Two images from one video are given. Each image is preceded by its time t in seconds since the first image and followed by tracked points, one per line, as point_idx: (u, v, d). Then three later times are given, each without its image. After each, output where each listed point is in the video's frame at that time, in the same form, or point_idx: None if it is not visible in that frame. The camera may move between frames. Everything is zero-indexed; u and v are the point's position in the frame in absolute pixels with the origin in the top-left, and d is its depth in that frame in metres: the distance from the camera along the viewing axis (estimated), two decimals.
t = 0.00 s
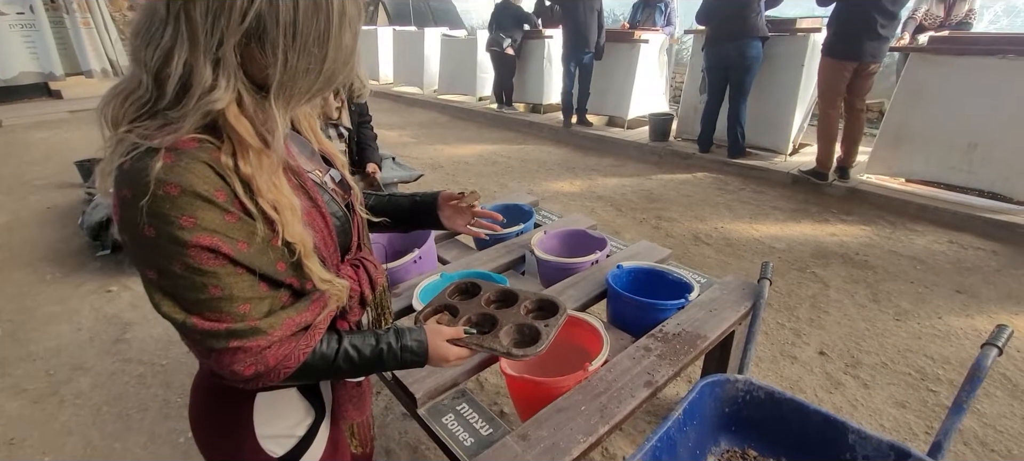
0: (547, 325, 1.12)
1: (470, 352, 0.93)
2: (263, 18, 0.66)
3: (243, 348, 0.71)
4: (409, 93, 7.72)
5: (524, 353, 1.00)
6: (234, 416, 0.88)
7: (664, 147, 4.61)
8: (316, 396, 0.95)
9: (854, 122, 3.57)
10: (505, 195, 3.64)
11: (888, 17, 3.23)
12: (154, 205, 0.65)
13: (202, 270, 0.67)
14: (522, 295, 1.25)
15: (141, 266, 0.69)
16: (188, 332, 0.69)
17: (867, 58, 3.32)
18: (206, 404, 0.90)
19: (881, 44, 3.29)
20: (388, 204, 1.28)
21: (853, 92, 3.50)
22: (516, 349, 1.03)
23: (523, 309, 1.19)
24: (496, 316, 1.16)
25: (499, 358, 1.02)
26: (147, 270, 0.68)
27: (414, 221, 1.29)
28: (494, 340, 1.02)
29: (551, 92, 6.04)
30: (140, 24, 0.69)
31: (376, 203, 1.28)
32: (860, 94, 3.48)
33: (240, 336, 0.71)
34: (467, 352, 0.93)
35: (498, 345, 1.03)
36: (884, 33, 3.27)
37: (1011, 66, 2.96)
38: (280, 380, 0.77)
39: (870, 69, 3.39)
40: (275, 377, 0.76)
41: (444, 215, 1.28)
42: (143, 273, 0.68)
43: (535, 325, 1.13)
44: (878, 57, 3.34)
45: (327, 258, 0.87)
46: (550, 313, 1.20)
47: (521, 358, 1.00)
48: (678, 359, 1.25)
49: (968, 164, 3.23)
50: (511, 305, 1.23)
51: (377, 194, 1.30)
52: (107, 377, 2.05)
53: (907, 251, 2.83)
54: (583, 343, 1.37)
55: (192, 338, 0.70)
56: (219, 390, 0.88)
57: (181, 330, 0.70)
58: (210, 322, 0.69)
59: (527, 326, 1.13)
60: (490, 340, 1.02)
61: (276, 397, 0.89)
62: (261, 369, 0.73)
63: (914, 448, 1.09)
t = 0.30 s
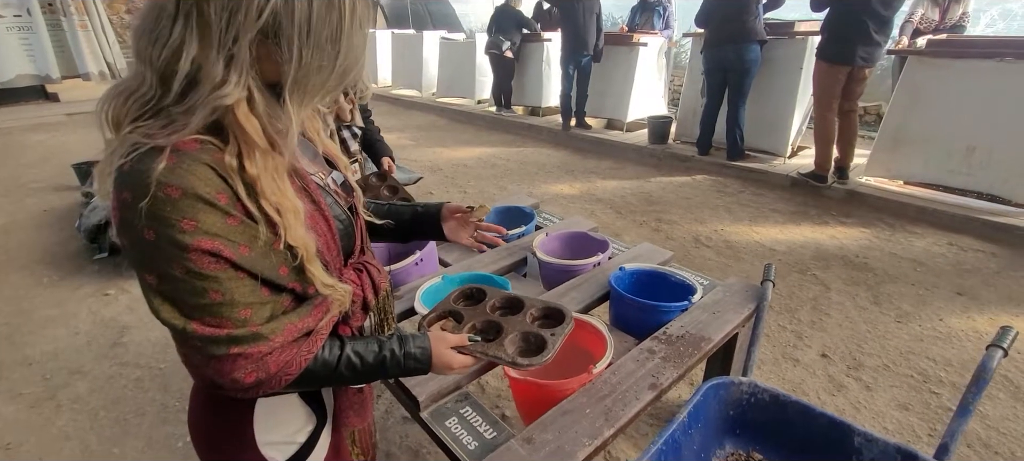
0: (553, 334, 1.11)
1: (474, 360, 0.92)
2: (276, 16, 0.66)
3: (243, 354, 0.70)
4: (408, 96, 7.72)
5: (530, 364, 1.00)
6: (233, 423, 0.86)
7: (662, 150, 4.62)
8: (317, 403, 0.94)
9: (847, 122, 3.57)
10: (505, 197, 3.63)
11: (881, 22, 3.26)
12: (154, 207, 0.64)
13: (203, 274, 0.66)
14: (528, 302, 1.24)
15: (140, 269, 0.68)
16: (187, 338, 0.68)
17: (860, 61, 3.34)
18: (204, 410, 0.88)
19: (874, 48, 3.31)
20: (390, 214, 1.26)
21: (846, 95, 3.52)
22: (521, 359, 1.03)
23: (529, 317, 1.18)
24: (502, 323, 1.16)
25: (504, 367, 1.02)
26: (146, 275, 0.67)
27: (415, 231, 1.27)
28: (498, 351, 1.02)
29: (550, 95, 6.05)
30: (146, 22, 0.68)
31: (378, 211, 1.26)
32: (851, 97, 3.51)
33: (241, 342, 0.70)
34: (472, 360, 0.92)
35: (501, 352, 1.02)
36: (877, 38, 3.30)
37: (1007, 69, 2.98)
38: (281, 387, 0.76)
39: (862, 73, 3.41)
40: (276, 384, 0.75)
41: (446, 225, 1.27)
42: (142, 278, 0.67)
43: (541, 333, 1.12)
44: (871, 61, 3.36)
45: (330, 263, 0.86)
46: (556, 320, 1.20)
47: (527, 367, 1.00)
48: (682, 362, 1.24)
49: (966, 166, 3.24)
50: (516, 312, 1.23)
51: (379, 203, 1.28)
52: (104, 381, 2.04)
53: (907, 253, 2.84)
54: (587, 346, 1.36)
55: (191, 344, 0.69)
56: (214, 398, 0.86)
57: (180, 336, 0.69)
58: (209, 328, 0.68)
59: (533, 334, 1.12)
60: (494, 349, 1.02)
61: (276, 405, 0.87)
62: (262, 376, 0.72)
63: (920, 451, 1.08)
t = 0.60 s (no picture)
0: (558, 345, 1.10)
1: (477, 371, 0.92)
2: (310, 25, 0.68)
3: (249, 370, 0.69)
4: (407, 99, 7.71)
5: (535, 374, 0.99)
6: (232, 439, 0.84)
7: (662, 154, 4.62)
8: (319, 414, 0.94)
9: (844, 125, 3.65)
10: (506, 201, 3.63)
11: (878, 26, 3.27)
12: (159, 221, 0.63)
13: (209, 288, 0.66)
14: (531, 313, 1.22)
15: (142, 285, 0.66)
16: (190, 354, 0.67)
17: (858, 65, 3.35)
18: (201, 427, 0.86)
19: (872, 52, 3.33)
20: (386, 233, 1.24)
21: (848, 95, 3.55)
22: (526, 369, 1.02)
23: (532, 327, 1.18)
24: (506, 333, 1.15)
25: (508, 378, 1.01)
26: (149, 291, 0.65)
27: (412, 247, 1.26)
28: (503, 360, 1.02)
29: (549, 98, 6.06)
30: (165, 31, 0.68)
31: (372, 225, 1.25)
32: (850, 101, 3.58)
33: (247, 357, 0.69)
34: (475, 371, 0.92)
35: (506, 363, 1.01)
36: (875, 42, 3.31)
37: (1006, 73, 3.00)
38: (286, 401, 0.75)
39: (861, 76, 3.43)
40: (282, 398, 0.74)
41: (443, 242, 1.27)
42: (144, 294, 0.66)
43: (546, 344, 1.11)
44: (870, 65, 3.37)
45: (335, 273, 0.86)
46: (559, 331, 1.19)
47: (531, 378, 0.99)
48: (687, 369, 1.24)
49: (966, 170, 3.25)
50: (519, 322, 1.22)
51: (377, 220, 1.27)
52: (103, 387, 2.02)
53: (908, 257, 2.84)
54: (591, 353, 1.35)
55: (195, 361, 0.68)
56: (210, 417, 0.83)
57: (183, 353, 0.67)
58: (213, 344, 0.67)
59: (537, 345, 1.11)
60: (499, 360, 1.01)
61: (283, 417, 0.88)
62: (268, 391, 0.72)
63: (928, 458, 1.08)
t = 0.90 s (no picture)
0: (552, 342, 1.11)
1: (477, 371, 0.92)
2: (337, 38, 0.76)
3: (252, 379, 0.69)
4: (405, 103, 7.72)
5: (533, 372, 0.99)
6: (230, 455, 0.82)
7: (660, 158, 4.62)
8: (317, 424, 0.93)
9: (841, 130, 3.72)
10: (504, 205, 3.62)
11: (876, 30, 3.29)
12: (163, 230, 0.62)
13: (214, 297, 0.65)
14: (523, 313, 1.22)
15: (141, 299, 0.64)
16: (193, 367, 0.66)
17: (857, 68, 3.36)
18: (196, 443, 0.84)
19: (870, 56, 3.35)
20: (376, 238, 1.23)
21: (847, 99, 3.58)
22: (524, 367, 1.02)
23: (525, 327, 1.17)
24: (501, 333, 1.14)
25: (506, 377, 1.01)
26: (150, 304, 0.64)
27: (403, 253, 1.26)
28: (501, 359, 1.01)
29: (548, 102, 6.06)
30: (178, 41, 0.69)
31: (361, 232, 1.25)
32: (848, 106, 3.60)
33: (252, 367, 0.69)
34: (475, 371, 0.92)
35: (503, 362, 1.01)
36: (873, 46, 3.33)
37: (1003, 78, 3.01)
38: (290, 410, 0.75)
39: (858, 79, 3.44)
40: (287, 408, 0.74)
41: (432, 246, 1.27)
42: (144, 306, 0.64)
43: (540, 342, 1.11)
44: (868, 69, 3.38)
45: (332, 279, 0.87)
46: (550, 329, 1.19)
47: (530, 376, 1.00)
48: (687, 375, 1.23)
49: (963, 175, 3.26)
50: (512, 322, 1.21)
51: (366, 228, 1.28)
52: (99, 393, 2.01)
53: (907, 261, 2.84)
54: (589, 359, 1.35)
55: (199, 374, 0.66)
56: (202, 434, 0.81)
57: (185, 366, 0.66)
58: (218, 354, 0.66)
59: (532, 344, 1.11)
60: (496, 360, 1.01)
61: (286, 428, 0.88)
62: (273, 401, 0.71)
63: None
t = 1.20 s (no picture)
0: (548, 343, 1.11)
1: (476, 373, 0.93)
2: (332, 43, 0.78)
3: (256, 387, 0.68)
4: (404, 106, 7.71)
5: (532, 372, 0.99)
6: None
7: (659, 161, 4.62)
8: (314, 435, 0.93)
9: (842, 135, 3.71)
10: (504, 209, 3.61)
11: (879, 30, 3.32)
12: (166, 236, 0.61)
13: (218, 303, 0.64)
14: (517, 316, 1.22)
15: (141, 308, 0.63)
16: (196, 376, 0.64)
17: (862, 68, 3.37)
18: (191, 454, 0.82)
19: (874, 55, 3.36)
20: (368, 245, 1.23)
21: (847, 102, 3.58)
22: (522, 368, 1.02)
23: (521, 330, 1.17)
24: (497, 337, 1.14)
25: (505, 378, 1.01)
26: (150, 311, 0.62)
27: (395, 259, 1.25)
28: (498, 360, 1.02)
29: (547, 105, 6.07)
30: (180, 46, 0.68)
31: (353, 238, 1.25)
32: (850, 109, 3.60)
33: (256, 374, 0.68)
34: (474, 374, 0.93)
35: (502, 363, 1.01)
36: (876, 45, 3.34)
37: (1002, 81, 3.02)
38: (292, 418, 0.74)
39: (862, 79, 3.45)
40: (289, 414, 0.73)
41: (425, 254, 1.27)
42: (145, 315, 0.63)
43: (536, 343, 1.11)
44: (872, 68, 3.39)
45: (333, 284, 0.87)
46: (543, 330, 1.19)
47: (529, 376, 0.99)
48: (687, 381, 1.23)
49: (961, 179, 3.27)
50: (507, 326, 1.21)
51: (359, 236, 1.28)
52: (95, 398, 1.99)
53: (906, 265, 2.84)
54: (588, 364, 1.34)
55: (202, 383, 0.65)
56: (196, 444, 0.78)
57: (188, 375, 0.64)
58: (221, 362, 0.65)
59: (528, 345, 1.10)
60: (495, 361, 1.01)
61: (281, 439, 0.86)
62: (276, 408, 0.71)
63: None
